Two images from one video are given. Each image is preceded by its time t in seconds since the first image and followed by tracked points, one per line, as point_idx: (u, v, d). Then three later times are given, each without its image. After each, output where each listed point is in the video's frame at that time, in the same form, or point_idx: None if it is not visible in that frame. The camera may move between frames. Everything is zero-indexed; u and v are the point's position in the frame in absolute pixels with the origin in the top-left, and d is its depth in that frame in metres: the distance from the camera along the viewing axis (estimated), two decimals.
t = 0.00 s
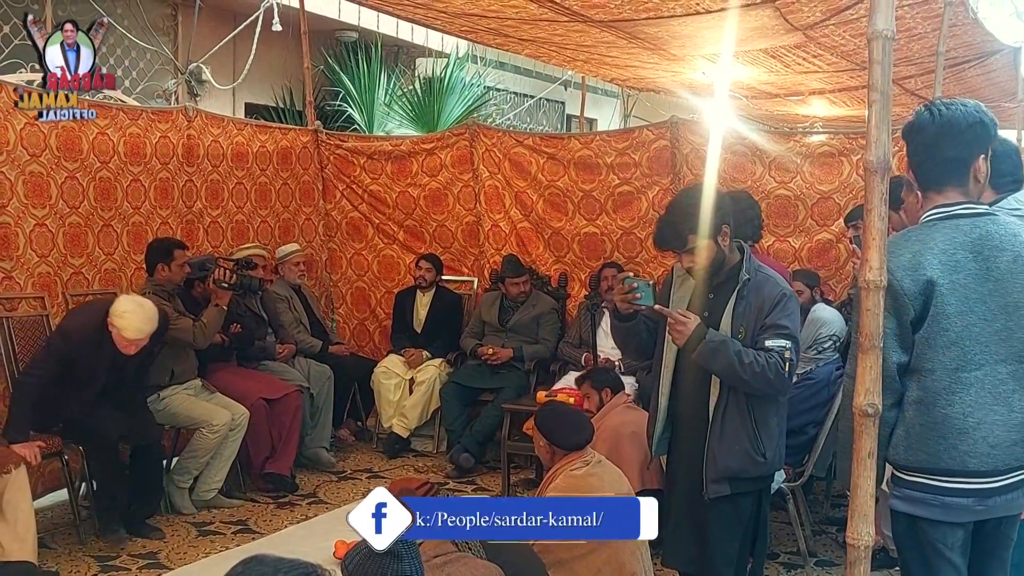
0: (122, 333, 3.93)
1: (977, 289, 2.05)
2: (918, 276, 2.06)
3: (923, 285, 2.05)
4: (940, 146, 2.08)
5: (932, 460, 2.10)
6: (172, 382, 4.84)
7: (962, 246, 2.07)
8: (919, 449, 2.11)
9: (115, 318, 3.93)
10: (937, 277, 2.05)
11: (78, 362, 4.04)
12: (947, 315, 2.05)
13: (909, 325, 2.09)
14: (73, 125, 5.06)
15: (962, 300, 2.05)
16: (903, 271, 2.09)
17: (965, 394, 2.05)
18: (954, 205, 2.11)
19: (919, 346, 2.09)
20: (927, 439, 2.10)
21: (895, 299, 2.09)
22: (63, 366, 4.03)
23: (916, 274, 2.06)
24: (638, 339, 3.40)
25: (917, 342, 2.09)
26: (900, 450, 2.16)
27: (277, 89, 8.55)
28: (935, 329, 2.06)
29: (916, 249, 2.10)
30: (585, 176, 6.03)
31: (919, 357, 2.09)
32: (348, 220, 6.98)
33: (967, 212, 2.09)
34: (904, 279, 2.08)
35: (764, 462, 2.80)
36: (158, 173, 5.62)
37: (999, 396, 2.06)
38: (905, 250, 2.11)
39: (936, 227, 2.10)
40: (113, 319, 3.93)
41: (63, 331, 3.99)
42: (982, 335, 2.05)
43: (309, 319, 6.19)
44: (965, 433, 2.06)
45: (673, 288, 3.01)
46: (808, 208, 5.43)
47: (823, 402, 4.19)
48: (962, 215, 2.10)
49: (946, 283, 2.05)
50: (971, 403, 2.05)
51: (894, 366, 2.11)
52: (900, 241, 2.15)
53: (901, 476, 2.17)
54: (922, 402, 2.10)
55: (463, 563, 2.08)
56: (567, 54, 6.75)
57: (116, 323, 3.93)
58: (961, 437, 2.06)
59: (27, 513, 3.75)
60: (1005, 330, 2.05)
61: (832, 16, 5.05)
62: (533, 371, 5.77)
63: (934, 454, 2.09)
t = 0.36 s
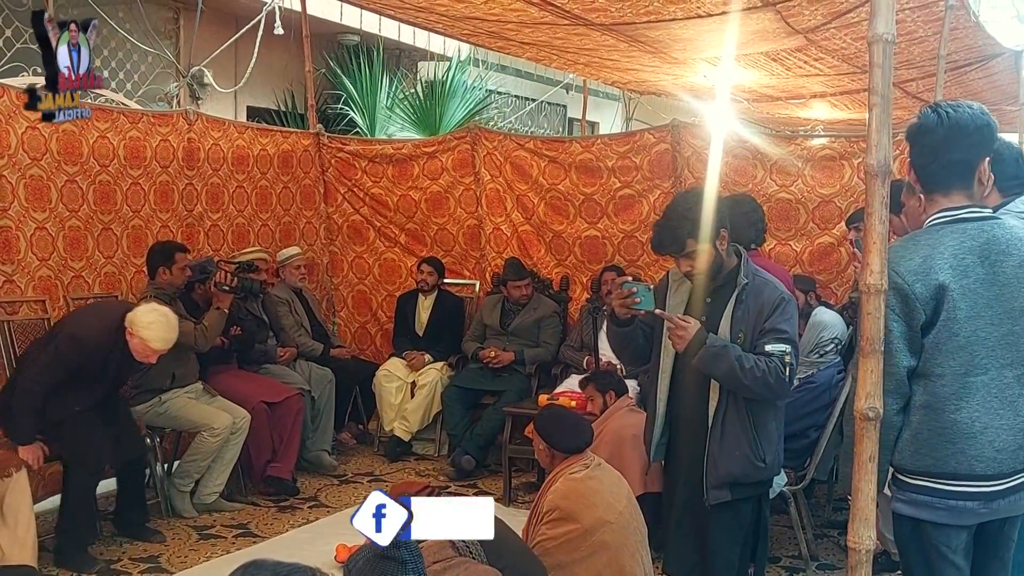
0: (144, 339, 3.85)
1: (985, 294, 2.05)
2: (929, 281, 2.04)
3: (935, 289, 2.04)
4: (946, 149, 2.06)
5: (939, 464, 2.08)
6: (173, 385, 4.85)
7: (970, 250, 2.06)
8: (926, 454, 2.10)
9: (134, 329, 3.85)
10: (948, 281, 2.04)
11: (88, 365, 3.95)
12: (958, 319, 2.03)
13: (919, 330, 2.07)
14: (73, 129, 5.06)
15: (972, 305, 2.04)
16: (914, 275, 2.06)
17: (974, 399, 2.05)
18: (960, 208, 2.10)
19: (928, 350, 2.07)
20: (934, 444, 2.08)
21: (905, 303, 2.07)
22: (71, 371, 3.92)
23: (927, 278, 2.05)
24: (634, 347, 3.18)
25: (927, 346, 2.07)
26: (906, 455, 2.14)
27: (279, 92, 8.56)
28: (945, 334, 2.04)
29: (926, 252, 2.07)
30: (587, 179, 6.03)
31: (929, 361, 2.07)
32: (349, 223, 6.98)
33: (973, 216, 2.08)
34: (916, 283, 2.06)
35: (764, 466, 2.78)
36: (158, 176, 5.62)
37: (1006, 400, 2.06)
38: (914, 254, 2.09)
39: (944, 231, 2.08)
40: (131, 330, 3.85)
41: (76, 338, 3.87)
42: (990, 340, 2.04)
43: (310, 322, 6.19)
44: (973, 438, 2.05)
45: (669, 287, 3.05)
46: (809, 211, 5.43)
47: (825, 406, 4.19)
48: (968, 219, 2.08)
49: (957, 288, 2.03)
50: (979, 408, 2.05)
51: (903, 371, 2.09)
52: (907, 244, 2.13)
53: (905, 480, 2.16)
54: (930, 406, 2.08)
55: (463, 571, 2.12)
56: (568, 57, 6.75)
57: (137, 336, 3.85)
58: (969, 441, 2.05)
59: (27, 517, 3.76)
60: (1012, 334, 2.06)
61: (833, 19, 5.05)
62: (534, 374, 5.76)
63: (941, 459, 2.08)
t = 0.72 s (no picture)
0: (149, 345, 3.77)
1: (990, 297, 2.04)
2: (934, 284, 2.04)
3: (940, 292, 2.03)
4: (949, 151, 2.05)
5: (945, 467, 2.08)
6: (176, 389, 4.85)
7: (974, 253, 2.05)
8: (932, 457, 2.09)
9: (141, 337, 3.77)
10: (953, 284, 2.03)
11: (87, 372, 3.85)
12: (963, 322, 2.03)
13: (923, 332, 2.06)
14: (76, 133, 5.07)
15: (976, 308, 2.03)
16: (918, 278, 2.06)
17: (979, 401, 2.04)
18: (962, 211, 2.09)
19: (933, 353, 2.06)
20: (940, 447, 2.07)
21: (910, 306, 2.06)
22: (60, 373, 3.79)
23: (933, 281, 2.04)
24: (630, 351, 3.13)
25: (931, 349, 2.06)
26: (910, 458, 2.13)
27: (282, 95, 8.57)
28: (951, 336, 2.03)
29: (930, 255, 2.07)
30: (589, 182, 6.03)
31: (933, 364, 2.06)
32: (352, 226, 6.98)
33: (976, 218, 2.08)
34: (921, 286, 2.05)
35: (765, 471, 2.79)
36: (161, 180, 5.62)
37: (1010, 402, 2.06)
38: (918, 256, 2.08)
39: (947, 234, 2.08)
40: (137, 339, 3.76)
41: (79, 340, 3.77)
42: (994, 343, 2.04)
43: (313, 325, 6.20)
44: (979, 441, 2.04)
45: (666, 288, 3.03)
46: (812, 214, 5.43)
47: (827, 409, 4.18)
48: (971, 221, 2.08)
49: (962, 291, 2.03)
50: (984, 411, 2.04)
51: (908, 374, 2.08)
52: (911, 246, 2.12)
53: (911, 483, 2.15)
54: (935, 409, 2.07)
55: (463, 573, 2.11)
56: (571, 61, 6.75)
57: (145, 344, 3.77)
58: (975, 443, 2.04)
59: (30, 519, 3.77)
60: (1015, 336, 2.05)
61: (836, 22, 5.05)
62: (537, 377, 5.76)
63: (946, 461, 2.08)
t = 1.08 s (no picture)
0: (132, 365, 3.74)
1: (998, 297, 2.05)
2: (948, 284, 2.02)
3: (954, 292, 2.02)
4: (952, 155, 2.05)
5: (957, 467, 2.07)
6: (177, 391, 4.83)
7: (984, 253, 2.05)
8: (945, 457, 2.07)
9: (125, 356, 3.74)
10: (966, 284, 2.02)
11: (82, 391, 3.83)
12: (977, 322, 2.02)
13: (937, 333, 2.04)
14: (77, 135, 5.07)
15: (988, 307, 2.03)
16: (932, 278, 2.03)
17: (991, 401, 2.04)
18: (967, 211, 2.09)
19: (947, 353, 2.04)
20: (953, 447, 2.06)
21: (924, 307, 2.03)
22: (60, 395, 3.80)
23: (947, 282, 2.03)
24: (630, 355, 3.11)
25: (944, 349, 2.04)
26: (923, 459, 2.10)
27: (283, 98, 8.57)
28: (965, 336, 2.03)
29: (941, 255, 2.05)
30: (590, 184, 6.02)
31: (947, 365, 2.05)
32: (353, 229, 6.99)
33: (980, 219, 2.07)
34: (935, 287, 2.03)
35: (769, 476, 2.78)
36: (163, 183, 5.62)
37: (1018, 401, 2.06)
38: (929, 257, 2.06)
39: (955, 234, 2.06)
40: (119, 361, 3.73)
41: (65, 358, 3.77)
42: (1003, 342, 2.04)
43: (314, 327, 6.19)
44: (992, 440, 2.04)
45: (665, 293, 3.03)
46: (813, 216, 5.42)
47: (829, 412, 4.17)
48: (976, 222, 2.07)
49: (976, 290, 2.03)
50: (996, 410, 2.04)
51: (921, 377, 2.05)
52: (920, 247, 2.09)
53: (921, 484, 2.12)
54: (950, 410, 2.05)
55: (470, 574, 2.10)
56: (572, 63, 6.75)
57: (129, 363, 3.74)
58: (988, 443, 2.04)
59: (31, 521, 3.76)
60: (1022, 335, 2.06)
61: (838, 24, 5.04)
62: (538, 379, 5.75)
63: (959, 462, 2.06)
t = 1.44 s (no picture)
0: (54, 325, 3.92)
1: (1012, 297, 2.05)
2: (966, 283, 2.02)
3: (973, 292, 2.02)
4: (962, 155, 2.05)
5: (970, 469, 2.06)
6: (178, 394, 4.85)
7: (998, 253, 2.06)
8: (959, 459, 2.06)
9: (44, 320, 3.92)
10: (985, 283, 2.03)
11: (25, 372, 3.97)
12: (994, 321, 2.03)
13: (954, 331, 2.03)
14: (78, 138, 5.06)
15: (1006, 307, 2.04)
16: (951, 278, 2.03)
17: (1006, 401, 2.03)
18: (977, 212, 2.10)
19: (963, 352, 2.04)
20: (967, 447, 2.05)
21: (941, 305, 2.02)
22: (9, 378, 3.94)
23: (965, 281, 2.03)
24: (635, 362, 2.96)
25: (960, 349, 2.04)
26: (935, 459, 2.08)
27: (284, 101, 8.57)
28: (983, 336, 2.03)
29: (957, 254, 2.05)
30: (591, 186, 6.02)
31: (962, 364, 2.05)
32: (354, 231, 6.98)
33: (989, 220, 2.08)
34: (954, 286, 2.03)
35: (775, 483, 2.65)
36: (164, 186, 5.62)
37: None
38: (944, 256, 2.06)
39: (968, 234, 2.07)
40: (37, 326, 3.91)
41: None
42: (1016, 342, 2.05)
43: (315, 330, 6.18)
44: (1005, 440, 2.03)
45: (670, 295, 2.91)
46: (814, 217, 5.42)
47: (831, 414, 4.16)
48: (986, 223, 2.08)
49: (994, 290, 2.03)
50: (1010, 410, 2.04)
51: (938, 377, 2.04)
52: (934, 246, 2.10)
53: (931, 486, 2.11)
54: (966, 411, 2.05)
55: None
56: (573, 65, 6.75)
57: (50, 325, 3.92)
58: (1002, 443, 2.03)
59: (32, 523, 3.76)
60: None
61: (838, 26, 5.04)
62: (539, 382, 5.74)
63: (972, 462, 2.05)
